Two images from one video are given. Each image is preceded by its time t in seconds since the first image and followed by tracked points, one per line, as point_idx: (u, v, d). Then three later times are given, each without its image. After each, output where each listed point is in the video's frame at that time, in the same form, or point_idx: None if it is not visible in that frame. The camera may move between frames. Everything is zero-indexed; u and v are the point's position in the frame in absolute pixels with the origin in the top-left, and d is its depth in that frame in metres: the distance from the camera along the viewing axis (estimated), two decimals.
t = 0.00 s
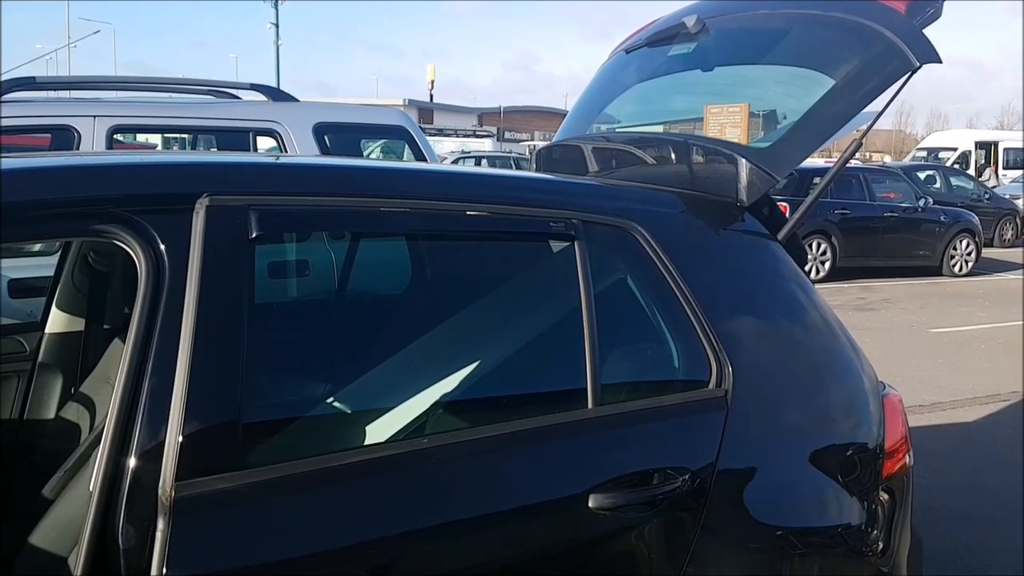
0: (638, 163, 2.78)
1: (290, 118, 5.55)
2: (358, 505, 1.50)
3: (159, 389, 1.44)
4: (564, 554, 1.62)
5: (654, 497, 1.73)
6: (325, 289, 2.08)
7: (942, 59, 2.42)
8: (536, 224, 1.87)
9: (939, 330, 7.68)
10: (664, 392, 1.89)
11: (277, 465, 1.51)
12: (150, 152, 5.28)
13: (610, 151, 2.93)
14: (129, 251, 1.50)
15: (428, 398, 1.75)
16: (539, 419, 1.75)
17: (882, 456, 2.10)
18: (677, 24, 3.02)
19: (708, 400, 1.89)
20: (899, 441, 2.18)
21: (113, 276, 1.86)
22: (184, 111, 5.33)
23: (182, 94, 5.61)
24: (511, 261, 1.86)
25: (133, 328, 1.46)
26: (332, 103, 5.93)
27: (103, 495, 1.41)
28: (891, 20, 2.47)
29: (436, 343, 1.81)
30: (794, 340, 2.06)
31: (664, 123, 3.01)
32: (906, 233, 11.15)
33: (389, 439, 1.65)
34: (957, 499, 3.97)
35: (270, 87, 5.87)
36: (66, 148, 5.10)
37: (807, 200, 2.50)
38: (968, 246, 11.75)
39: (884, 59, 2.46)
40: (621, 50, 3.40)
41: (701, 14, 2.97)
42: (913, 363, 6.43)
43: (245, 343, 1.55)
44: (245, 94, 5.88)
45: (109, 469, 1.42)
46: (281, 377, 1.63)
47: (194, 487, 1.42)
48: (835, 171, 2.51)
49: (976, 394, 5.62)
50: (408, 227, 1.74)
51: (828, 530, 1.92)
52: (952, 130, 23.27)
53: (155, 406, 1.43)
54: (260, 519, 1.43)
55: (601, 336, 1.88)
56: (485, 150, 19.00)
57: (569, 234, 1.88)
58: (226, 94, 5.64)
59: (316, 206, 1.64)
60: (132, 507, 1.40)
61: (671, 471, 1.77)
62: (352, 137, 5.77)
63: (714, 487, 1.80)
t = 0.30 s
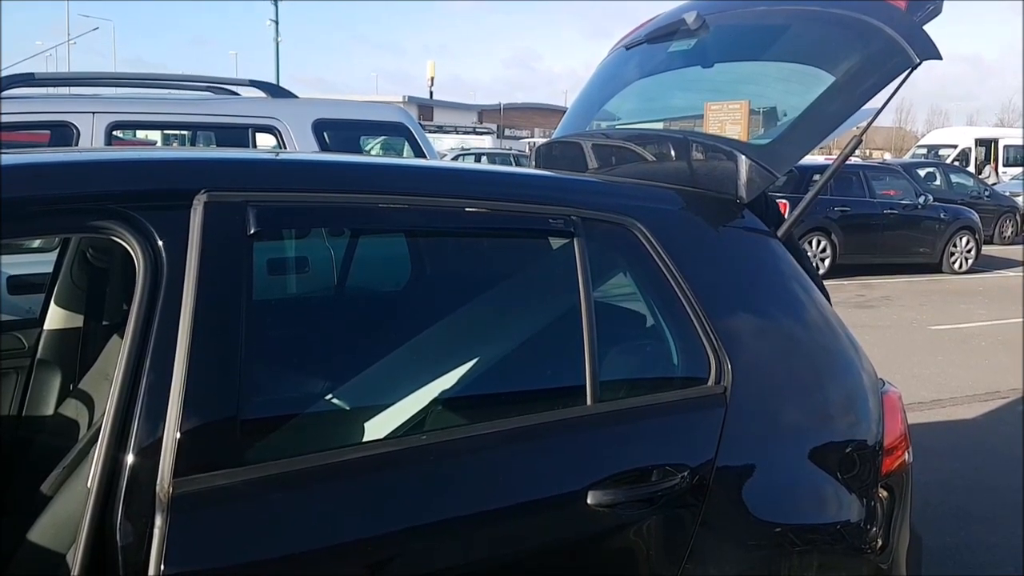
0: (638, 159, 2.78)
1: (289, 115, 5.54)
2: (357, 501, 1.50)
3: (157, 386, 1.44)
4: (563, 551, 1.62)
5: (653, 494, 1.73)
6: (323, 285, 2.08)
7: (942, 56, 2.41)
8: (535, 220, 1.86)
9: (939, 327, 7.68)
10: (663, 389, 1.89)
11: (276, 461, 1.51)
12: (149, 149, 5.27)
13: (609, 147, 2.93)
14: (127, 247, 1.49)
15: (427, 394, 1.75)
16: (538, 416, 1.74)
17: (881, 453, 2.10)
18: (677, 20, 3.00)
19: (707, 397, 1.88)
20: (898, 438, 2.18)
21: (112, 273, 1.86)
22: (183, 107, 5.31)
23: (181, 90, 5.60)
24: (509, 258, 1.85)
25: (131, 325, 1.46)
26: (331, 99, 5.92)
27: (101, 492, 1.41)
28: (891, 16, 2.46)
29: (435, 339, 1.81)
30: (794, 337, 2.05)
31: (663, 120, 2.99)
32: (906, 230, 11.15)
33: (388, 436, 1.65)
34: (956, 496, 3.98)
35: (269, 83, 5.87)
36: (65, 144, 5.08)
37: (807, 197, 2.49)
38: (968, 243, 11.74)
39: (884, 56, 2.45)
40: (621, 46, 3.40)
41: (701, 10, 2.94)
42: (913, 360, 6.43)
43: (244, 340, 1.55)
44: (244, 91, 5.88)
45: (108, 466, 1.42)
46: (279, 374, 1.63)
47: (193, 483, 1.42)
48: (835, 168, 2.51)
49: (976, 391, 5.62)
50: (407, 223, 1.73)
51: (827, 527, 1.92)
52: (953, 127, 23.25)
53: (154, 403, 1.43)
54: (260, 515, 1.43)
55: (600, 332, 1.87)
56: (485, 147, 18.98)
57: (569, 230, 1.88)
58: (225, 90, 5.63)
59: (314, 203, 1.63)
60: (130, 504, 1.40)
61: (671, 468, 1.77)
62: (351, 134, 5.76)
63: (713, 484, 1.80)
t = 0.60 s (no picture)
0: (642, 158, 2.78)
1: (294, 114, 5.55)
2: (361, 499, 1.50)
3: (162, 384, 1.45)
4: (566, 549, 1.62)
5: (656, 492, 1.73)
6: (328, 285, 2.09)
7: (947, 55, 2.41)
8: (539, 219, 1.86)
9: (944, 326, 7.66)
10: (667, 388, 1.89)
11: (280, 459, 1.51)
12: (154, 148, 5.29)
13: (612, 146, 2.93)
14: (132, 246, 1.50)
15: (430, 393, 1.75)
16: (541, 414, 1.75)
17: (885, 452, 2.10)
18: (681, 19, 3.00)
19: (711, 395, 1.88)
20: (902, 437, 2.18)
21: (118, 271, 1.87)
22: (188, 106, 5.33)
23: (187, 89, 5.61)
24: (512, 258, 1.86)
25: (138, 323, 1.47)
26: (336, 98, 5.93)
27: (107, 489, 1.43)
28: (894, 15, 2.46)
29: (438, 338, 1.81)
30: (797, 337, 2.05)
31: (668, 119, 3.00)
32: (911, 229, 11.13)
33: (392, 434, 1.65)
34: (961, 495, 3.97)
35: (274, 83, 5.88)
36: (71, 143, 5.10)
37: (811, 196, 2.49)
38: (973, 242, 11.72)
39: (887, 56, 2.45)
40: (625, 45, 3.40)
41: (705, 9, 2.94)
42: (917, 359, 6.42)
43: (249, 337, 1.55)
44: (249, 90, 5.89)
45: (114, 463, 1.43)
46: (284, 371, 1.64)
47: (198, 480, 1.42)
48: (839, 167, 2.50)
49: (980, 390, 5.61)
50: (412, 221, 1.74)
51: (830, 526, 1.92)
52: (958, 126, 23.18)
53: (159, 401, 1.44)
54: (264, 512, 1.44)
55: (604, 331, 1.88)
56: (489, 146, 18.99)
57: (572, 229, 1.88)
58: (230, 90, 5.64)
59: (319, 202, 1.64)
60: (135, 501, 1.41)
61: (674, 467, 1.77)
62: (355, 133, 5.76)
63: (717, 482, 1.80)
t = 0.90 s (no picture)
0: (641, 159, 2.78)
1: (292, 116, 5.55)
2: (360, 501, 1.50)
3: (161, 387, 1.44)
4: (567, 549, 1.62)
5: (656, 493, 1.73)
6: (327, 287, 2.09)
7: (945, 55, 2.42)
8: (538, 220, 1.86)
9: (942, 325, 7.67)
10: (666, 388, 1.89)
11: (280, 461, 1.51)
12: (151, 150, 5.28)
13: (610, 147, 2.93)
14: (131, 249, 1.50)
15: (429, 395, 1.75)
16: (541, 415, 1.75)
17: (884, 452, 2.10)
18: (679, 20, 2.99)
19: (710, 396, 1.88)
20: (902, 436, 2.18)
21: (117, 274, 1.86)
22: (186, 109, 5.32)
23: (184, 92, 5.61)
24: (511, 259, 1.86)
25: (136, 326, 1.46)
26: (334, 100, 5.93)
27: (105, 492, 1.42)
28: (892, 15, 2.46)
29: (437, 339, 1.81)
30: (796, 336, 2.06)
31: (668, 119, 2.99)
32: (909, 228, 11.13)
33: (391, 436, 1.65)
34: (961, 494, 3.97)
35: (271, 85, 5.87)
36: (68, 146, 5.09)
37: (810, 195, 2.49)
38: (971, 241, 11.73)
39: (885, 56, 2.46)
40: (622, 46, 3.40)
41: (702, 9, 2.93)
42: (916, 359, 6.43)
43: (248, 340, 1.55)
44: (247, 93, 5.89)
45: (112, 466, 1.43)
46: (283, 373, 1.63)
47: (197, 483, 1.42)
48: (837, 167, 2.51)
49: (979, 389, 5.61)
50: (411, 223, 1.74)
51: (830, 525, 1.92)
52: (957, 125, 23.20)
53: (158, 404, 1.44)
54: (263, 515, 1.43)
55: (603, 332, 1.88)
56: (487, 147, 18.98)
57: (571, 230, 1.88)
58: (228, 92, 5.64)
59: (317, 204, 1.64)
60: (134, 504, 1.40)
61: (674, 467, 1.77)
62: (354, 135, 5.76)
63: (716, 482, 1.80)
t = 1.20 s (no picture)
0: (647, 168, 2.78)
1: (298, 126, 5.56)
2: (364, 514, 1.49)
3: (165, 400, 1.44)
4: (572, 562, 1.61)
5: (662, 505, 1.72)
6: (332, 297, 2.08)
7: (950, 62, 2.41)
8: (542, 231, 1.86)
9: (952, 333, 7.63)
10: (672, 399, 1.88)
11: (283, 475, 1.51)
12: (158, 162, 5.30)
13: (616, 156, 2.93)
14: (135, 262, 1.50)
15: (434, 406, 1.74)
16: (546, 427, 1.74)
17: (892, 462, 2.09)
18: (683, 29, 3.01)
19: (716, 407, 1.87)
20: (909, 447, 2.17)
21: (121, 286, 1.86)
22: (192, 120, 5.34)
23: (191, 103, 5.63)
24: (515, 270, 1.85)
25: (140, 339, 1.46)
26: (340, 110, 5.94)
27: (110, 506, 1.41)
28: (897, 23, 2.42)
29: (441, 350, 1.81)
30: (802, 346, 2.04)
31: (673, 127, 3.01)
32: (918, 235, 11.09)
33: (395, 448, 1.65)
34: (971, 503, 3.94)
35: (277, 96, 5.89)
36: (75, 157, 5.11)
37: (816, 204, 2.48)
38: (981, 248, 11.67)
39: (890, 63, 2.43)
40: (627, 55, 3.40)
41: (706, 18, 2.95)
42: (926, 367, 6.39)
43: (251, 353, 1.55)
44: (253, 103, 5.91)
45: (116, 479, 1.42)
46: (286, 386, 1.63)
47: (201, 497, 1.42)
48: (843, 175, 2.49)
49: (990, 398, 5.57)
50: (415, 235, 1.73)
51: (838, 537, 1.90)
52: (965, 130, 23.12)
53: (162, 418, 1.43)
54: (267, 529, 1.43)
55: (607, 342, 1.87)
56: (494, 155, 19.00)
57: (575, 241, 1.88)
58: (234, 103, 5.66)
59: (320, 216, 1.63)
60: (138, 518, 1.40)
61: (680, 479, 1.76)
62: (360, 145, 5.77)
63: (723, 494, 1.79)
